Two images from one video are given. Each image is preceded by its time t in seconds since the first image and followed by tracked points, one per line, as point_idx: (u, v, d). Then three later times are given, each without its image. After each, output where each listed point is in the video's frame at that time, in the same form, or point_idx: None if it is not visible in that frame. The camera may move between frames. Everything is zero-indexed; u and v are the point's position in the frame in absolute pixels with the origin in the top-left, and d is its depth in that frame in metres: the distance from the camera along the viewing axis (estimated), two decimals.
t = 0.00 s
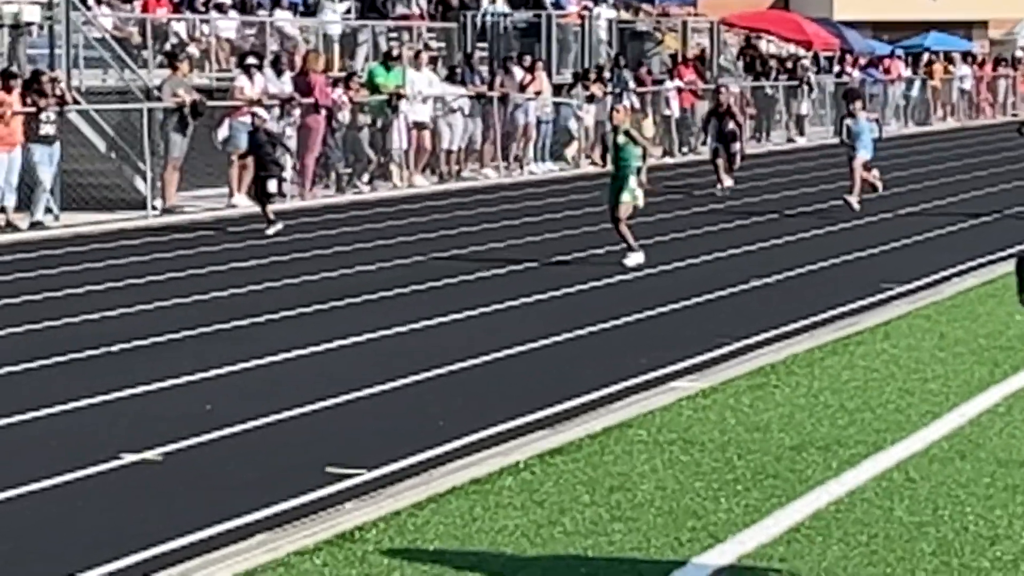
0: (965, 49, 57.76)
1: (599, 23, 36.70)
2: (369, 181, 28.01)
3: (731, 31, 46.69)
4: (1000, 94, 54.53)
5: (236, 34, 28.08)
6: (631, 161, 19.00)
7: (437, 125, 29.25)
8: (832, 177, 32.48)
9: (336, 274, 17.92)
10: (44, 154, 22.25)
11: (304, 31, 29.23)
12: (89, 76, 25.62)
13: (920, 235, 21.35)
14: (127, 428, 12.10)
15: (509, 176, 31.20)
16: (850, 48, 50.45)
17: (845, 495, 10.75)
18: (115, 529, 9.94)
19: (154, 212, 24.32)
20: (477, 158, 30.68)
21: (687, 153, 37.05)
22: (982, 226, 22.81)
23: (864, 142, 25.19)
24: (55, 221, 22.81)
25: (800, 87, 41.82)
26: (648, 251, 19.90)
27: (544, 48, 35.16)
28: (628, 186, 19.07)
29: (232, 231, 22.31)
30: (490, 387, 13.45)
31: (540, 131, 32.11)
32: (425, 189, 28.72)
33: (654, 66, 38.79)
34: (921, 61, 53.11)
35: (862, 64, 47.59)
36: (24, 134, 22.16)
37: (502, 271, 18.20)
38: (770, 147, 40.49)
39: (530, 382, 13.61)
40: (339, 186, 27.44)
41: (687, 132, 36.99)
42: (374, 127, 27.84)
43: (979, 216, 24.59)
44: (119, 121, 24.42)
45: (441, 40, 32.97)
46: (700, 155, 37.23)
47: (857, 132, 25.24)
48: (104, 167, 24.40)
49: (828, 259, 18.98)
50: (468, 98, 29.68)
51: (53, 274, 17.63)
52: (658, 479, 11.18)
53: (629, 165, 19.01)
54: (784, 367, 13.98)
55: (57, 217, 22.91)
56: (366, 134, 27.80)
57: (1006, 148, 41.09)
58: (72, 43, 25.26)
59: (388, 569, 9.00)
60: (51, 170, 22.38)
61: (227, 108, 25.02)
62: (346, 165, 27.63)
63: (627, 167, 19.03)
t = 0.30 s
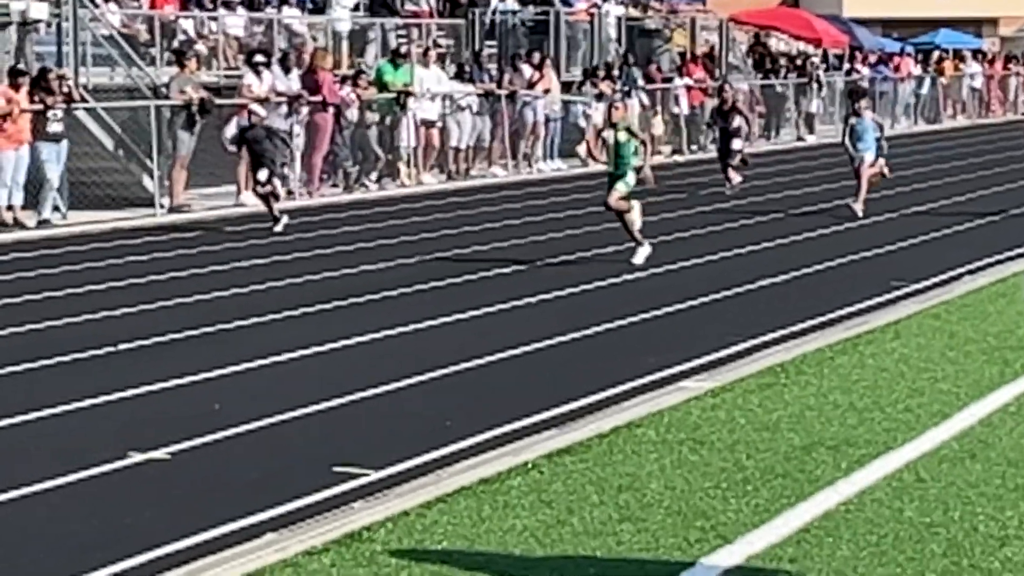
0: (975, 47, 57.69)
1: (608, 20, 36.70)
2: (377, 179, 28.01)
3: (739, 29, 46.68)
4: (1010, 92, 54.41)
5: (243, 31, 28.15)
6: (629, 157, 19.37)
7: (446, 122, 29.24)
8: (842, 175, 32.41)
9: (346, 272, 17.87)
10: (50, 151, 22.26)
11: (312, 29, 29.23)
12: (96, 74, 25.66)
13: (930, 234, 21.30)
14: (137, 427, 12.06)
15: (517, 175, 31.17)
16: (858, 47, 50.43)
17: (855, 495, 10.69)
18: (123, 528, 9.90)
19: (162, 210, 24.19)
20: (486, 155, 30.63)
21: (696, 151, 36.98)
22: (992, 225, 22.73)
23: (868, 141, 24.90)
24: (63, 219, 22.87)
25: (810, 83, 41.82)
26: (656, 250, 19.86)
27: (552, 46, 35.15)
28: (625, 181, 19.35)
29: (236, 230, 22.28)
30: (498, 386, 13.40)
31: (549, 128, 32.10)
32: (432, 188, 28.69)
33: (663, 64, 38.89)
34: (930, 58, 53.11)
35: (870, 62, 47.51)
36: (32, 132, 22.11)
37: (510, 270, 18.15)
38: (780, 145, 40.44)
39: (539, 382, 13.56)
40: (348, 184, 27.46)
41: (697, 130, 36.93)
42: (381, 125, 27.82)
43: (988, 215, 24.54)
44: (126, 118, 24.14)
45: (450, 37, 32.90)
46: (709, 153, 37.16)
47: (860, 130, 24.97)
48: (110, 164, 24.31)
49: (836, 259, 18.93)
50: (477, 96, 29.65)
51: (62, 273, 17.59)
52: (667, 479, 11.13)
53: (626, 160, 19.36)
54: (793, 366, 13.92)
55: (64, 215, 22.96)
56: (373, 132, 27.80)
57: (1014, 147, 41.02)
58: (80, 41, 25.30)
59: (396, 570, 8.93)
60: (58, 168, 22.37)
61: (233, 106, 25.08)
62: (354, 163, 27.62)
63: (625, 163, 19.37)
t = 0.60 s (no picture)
0: (983, 45, 57.66)
1: (615, 19, 36.71)
2: (385, 177, 28.02)
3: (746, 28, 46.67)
4: (1018, 92, 54.39)
5: (250, 29, 28.13)
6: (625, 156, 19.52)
7: (453, 121, 29.26)
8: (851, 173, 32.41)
9: (352, 271, 17.86)
10: (58, 150, 22.23)
11: (321, 28, 29.25)
12: (103, 72, 25.69)
13: (938, 233, 21.31)
14: (145, 425, 12.07)
15: (525, 173, 31.18)
16: (865, 46, 50.40)
17: (863, 494, 10.69)
18: (131, 526, 9.90)
19: (169, 209, 24.24)
20: (492, 154, 30.64)
21: (703, 149, 36.99)
22: (999, 224, 22.71)
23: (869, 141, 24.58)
24: (70, 217, 22.89)
25: (817, 82, 41.81)
26: (664, 248, 19.87)
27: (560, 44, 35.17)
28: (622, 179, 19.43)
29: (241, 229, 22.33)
30: (505, 385, 13.40)
31: (555, 127, 32.10)
32: (440, 186, 28.71)
33: (670, 62, 38.90)
34: (937, 56, 53.12)
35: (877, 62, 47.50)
36: (40, 131, 22.10)
37: (516, 269, 18.15)
38: (787, 144, 40.43)
39: (547, 381, 13.56)
40: (355, 183, 27.50)
41: (704, 128, 36.92)
42: (389, 124, 27.82)
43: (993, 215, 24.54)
44: (134, 116, 24.28)
45: (459, 36, 32.83)
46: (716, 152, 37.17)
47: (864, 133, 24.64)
48: (118, 164, 24.41)
49: (843, 258, 18.92)
50: (484, 95, 29.66)
51: (67, 271, 17.55)
52: (675, 477, 11.13)
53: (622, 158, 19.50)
54: (801, 366, 13.91)
55: (71, 214, 22.98)
56: (382, 131, 27.80)
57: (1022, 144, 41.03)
58: (88, 39, 25.33)
59: (403, 568, 8.93)
60: (66, 167, 22.35)
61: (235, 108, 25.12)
62: (361, 161, 27.67)
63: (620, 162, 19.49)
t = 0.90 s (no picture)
0: (988, 45, 57.63)
1: (620, 19, 36.72)
2: (389, 177, 28.03)
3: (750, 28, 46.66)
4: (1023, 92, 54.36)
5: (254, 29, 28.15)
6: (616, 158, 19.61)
7: (458, 121, 29.27)
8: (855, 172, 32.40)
9: (354, 271, 17.85)
10: (63, 150, 22.25)
11: (325, 27, 29.27)
12: (107, 72, 25.72)
13: (941, 233, 21.30)
14: (148, 425, 12.07)
15: (529, 172, 31.19)
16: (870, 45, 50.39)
17: (867, 494, 10.68)
18: (136, 525, 9.91)
19: (174, 208, 24.16)
20: (496, 154, 30.65)
21: (707, 149, 37.00)
22: (1004, 224, 22.70)
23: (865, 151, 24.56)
24: (75, 217, 22.89)
25: (822, 82, 41.81)
26: (668, 248, 19.87)
27: (564, 44, 35.18)
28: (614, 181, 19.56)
29: (244, 229, 22.34)
30: (509, 385, 13.40)
31: (560, 127, 32.09)
32: (444, 186, 28.73)
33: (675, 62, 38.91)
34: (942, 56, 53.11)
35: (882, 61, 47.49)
36: (44, 130, 22.12)
37: (519, 269, 18.15)
38: (791, 144, 40.42)
39: (551, 380, 13.56)
40: (359, 182, 27.52)
41: (709, 128, 36.92)
42: (394, 123, 27.81)
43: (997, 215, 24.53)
44: (139, 116, 24.36)
45: (462, 35, 32.86)
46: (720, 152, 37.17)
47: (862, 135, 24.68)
48: (122, 164, 24.47)
49: (847, 258, 18.91)
50: (488, 94, 29.66)
51: (68, 271, 17.54)
52: (679, 477, 11.13)
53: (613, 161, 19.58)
54: (805, 365, 13.91)
55: (76, 213, 22.97)
56: (385, 131, 27.81)
57: None
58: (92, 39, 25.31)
59: (406, 568, 8.93)
60: (71, 166, 22.34)
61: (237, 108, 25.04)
62: (366, 162, 27.68)
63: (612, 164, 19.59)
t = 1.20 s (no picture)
0: (993, 45, 57.60)
1: (624, 18, 36.72)
2: (394, 177, 28.04)
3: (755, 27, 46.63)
4: None
5: (260, 29, 28.17)
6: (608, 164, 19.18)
7: (462, 121, 29.27)
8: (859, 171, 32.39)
9: (358, 271, 17.84)
10: (67, 149, 22.24)
11: (329, 27, 29.29)
12: (113, 71, 25.76)
13: (946, 233, 21.29)
14: (154, 424, 12.07)
15: (533, 172, 31.17)
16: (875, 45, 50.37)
17: (872, 494, 10.68)
18: (141, 525, 9.92)
19: (178, 208, 24.24)
20: (501, 154, 30.66)
21: (711, 149, 36.99)
22: (1008, 224, 22.67)
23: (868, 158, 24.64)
24: (79, 216, 22.91)
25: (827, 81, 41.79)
26: (671, 247, 19.87)
27: (569, 43, 35.14)
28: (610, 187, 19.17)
29: (250, 228, 22.32)
30: (514, 385, 13.40)
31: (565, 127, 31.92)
32: (448, 186, 28.73)
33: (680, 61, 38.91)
34: (946, 55, 53.08)
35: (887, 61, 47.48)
36: (50, 130, 22.13)
37: (524, 269, 18.15)
38: (796, 143, 40.41)
39: (556, 380, 13.55)
40: (363, 182, 27.51)
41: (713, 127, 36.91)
42: (398, 123, 27.83)
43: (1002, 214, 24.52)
44: (143, 116, 24.39)
45: (466, 35, 32.78)
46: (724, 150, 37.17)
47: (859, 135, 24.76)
48: (127, 164, 24.44)
49: (852, 257, 18.89)
50: (493, 94, 29.65)
51: (71, 271, 17.52)
52: (684, 477, 11.13)
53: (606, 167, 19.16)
54: (810, 365, 13.90)
55: (81, 213, 23.00)
56: (390, 131, 27.82)
57: None
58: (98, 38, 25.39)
59: (411, 568, 8.93)
60: (75, 166, 22.36)
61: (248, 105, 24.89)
62: (371, 162, 27.67)
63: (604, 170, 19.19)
